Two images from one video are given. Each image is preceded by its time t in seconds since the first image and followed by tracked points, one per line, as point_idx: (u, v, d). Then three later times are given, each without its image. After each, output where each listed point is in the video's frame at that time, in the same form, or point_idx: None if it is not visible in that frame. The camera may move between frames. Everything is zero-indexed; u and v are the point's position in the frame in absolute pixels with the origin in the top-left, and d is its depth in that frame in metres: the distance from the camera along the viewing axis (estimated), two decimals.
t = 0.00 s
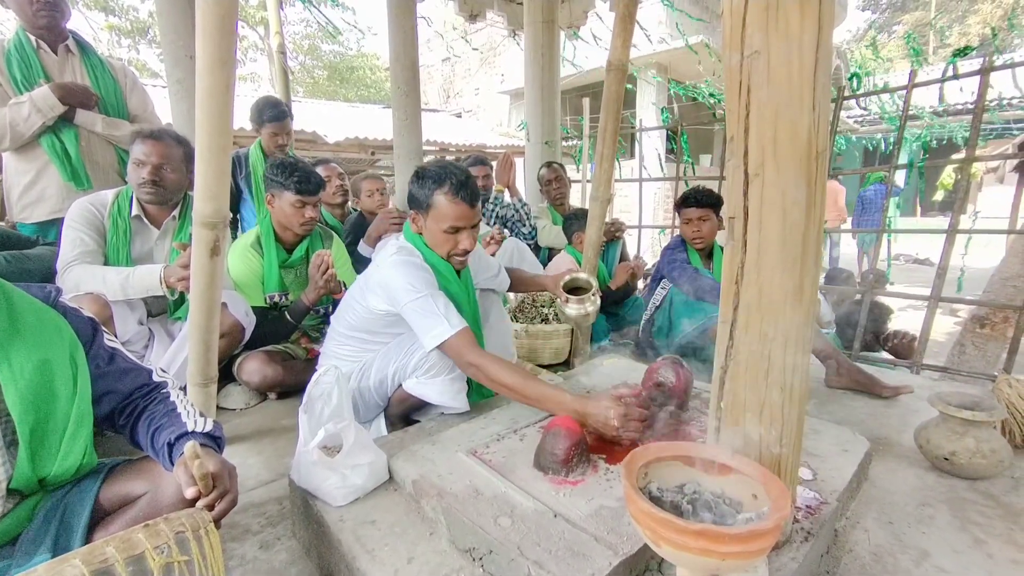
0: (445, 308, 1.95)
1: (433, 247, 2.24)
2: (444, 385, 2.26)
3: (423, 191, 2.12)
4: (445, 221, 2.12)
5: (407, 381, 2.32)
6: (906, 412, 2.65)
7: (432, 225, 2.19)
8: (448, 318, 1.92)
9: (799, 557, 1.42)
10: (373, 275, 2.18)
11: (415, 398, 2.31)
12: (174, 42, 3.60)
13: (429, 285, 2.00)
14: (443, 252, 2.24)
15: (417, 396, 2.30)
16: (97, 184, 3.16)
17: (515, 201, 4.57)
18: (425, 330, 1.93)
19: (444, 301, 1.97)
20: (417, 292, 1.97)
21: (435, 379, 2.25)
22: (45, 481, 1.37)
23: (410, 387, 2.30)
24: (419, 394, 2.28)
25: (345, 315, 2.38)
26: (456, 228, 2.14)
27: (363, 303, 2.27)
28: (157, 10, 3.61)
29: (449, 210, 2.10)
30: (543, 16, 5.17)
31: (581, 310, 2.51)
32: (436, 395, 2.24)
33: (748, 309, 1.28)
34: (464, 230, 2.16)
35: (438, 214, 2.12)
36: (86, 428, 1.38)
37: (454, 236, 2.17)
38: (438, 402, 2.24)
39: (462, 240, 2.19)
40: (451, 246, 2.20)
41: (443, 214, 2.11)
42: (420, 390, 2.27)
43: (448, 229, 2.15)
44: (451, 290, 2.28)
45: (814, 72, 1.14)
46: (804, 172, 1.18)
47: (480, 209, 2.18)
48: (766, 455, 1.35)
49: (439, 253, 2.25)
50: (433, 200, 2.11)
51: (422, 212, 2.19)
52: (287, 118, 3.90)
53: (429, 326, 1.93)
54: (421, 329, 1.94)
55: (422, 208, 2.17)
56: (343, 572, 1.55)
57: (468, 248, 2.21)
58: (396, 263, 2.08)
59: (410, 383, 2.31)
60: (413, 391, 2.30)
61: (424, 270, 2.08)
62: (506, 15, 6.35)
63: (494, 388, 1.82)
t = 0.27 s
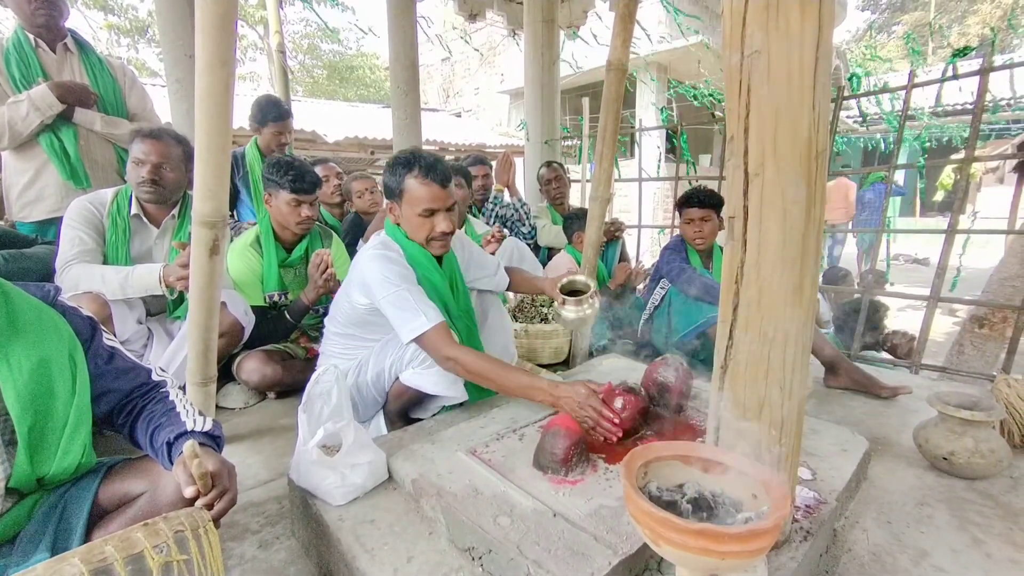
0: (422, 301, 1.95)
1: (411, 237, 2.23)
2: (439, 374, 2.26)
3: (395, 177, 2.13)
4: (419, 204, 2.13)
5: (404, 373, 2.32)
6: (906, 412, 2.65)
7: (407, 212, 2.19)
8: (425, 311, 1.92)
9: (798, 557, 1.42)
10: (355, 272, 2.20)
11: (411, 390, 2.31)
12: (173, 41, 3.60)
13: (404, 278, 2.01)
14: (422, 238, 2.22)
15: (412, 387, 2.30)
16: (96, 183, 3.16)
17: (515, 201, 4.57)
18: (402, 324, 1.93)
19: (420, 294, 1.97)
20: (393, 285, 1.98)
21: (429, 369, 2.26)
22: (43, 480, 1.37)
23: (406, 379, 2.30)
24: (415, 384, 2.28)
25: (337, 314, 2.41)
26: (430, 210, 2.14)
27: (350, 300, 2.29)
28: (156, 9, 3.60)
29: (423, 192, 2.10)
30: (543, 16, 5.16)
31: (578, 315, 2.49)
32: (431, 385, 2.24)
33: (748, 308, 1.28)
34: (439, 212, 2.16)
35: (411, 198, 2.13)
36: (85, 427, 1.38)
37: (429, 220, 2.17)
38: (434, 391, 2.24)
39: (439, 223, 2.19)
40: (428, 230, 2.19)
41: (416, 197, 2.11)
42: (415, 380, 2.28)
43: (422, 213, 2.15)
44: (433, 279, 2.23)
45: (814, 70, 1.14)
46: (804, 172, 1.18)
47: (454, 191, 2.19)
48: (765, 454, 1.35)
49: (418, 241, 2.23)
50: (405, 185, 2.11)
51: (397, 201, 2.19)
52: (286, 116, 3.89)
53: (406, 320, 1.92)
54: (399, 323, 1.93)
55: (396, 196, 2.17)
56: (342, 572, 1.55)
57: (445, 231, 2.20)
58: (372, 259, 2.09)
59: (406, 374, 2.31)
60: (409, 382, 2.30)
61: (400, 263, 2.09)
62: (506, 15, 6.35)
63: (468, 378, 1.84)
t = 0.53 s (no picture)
0: (379, 299, 2.01)
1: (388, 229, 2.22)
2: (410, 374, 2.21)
3: (368, 170, 2.14)
4: (391, 192, 2.12)
5: (378, 373, 2.31)
6: (905, 413, 2.65)
7: (382, 204, 2.18)
8: (382, 310, 1.98)
9: (797, 558, 1.42)
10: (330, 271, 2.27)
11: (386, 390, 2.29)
12: (173, 42, 3.60)
13: (365, 276, 2.08)
14: (399, 227, 2.19)
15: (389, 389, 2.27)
16: (95, 184, 3.15)
17: (514, 202, 4.58)
18: (361, 322, 2.00)
19: (378, 293, 2.03)
20: (352, 284, 2.05)
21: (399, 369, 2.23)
22: (42, 481, 1.37)
23: (381, 380, 2.28)
24: (387, 385, 2.26)
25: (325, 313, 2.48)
26: (404, 197, 2.13)
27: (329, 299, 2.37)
28: (155, 10, 3.60)
29: (395, 178, 2.09)
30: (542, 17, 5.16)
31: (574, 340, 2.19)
32: (400, 385, 2.21)
33: (747, 309, 1.28)
34: (413, 199, 2.15)
35: (383, 187, 2.12)
36: (83, 428, 1.38)
37: (404, 208, 2.15)
38: (404, 392, 2.20)
39: (414, 211, 2.16)
40: (404, 219, 2.17)
41: (387, 186, 2.10)
42: (388, 381, 2.25)
43: (396, 202, 2.13)
44: (408, 275, 2.21)
45: (813, 71, 1.14)
46: (802, 172, 1.18)
47: (427, 179, 2.17)
48: (764, 455, 1.35)
49: (394, 234, 2.22)
50: (378, 174, 2.11)
51: (371, 193, 2.19)
52: (285, 117, 3.89)
53: (363, 318, 2.00)
54: (358, 321, 2.01)
55: (371, 187, 2.17)
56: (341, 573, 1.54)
57: (422, 218, 2.17)
58: (339, 259, 2.17)
59: (380, 375, 2.30)
60: (383, 383, 2.28)
61: (365, 263, 2.15)
62: (505, 16, 6.36)
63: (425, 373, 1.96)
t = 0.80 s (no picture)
0: (371, 301, 1.97)
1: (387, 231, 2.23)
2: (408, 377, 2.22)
3: (369, 170, 2.14)
4: (391, 192, 2.11)
5: (375, 376, 2.31)
6: (905, 414, 2.65)
7: (382, 204, 2.18)
8: (374, 313, 1.94)
9: (798, 559, 1.42)
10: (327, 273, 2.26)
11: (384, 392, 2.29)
12: (174, 43, 3.60)
13: (357, 278, 2.06)
14: (398, 228, 2.19)
15: (387, 391, 2.28)
16: (95, 185, 3.16)
17: (514, 203, 4.58)
18: (353, 324, 1.97)
19: (371, 295, 1.99)
20: (345, 286, 2.03)
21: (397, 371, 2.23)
22: (42, 482, 1.37)
23: (377, 381, 2.29)
24: (385, 387, 2.26)
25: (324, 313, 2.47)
26: (405, 198, 2.12)
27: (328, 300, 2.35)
28: (156, 11, 3.61)
29: (395, 179, 2.09)
30: (542, 17, 5.16)
31: (577, 365, 1.78)
32: (398, 387, 2.21)
33: (747, 309, 1.28)
34: (414, 200, 2.14)
35: (385, 187, 2.11)
36: (84, 429, 1.38)
37: (405, 209, 2.14)
38: (401, 394, 2.21)
39: (414, 213, 2.16)
40: (404, 220, 2.16)
41: (387, 186, 2.10)
42: (386, 382, 2.26)
43: (397, 202, 2.13)
44: (404, 277, 2.22)
45: (812, 70, 1.14)
46: (802, 173, 1.18)
47: (429, 181, 2.18)
48: (765, 456, 1.35)
49: (391, 236, 2.23)
50: (379, 174, 2.11)
51: (371, 193, 2.19)
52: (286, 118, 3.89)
53: (356, 320, 1.96)
54: (352, 324, 1.98)
55: (370, 186, 2.17)
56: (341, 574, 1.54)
57: (421, 220, 2.17)
58: (333, 261, 2.15)
59: (377, 377, 2.30)
60: (381, 385, 2.28)
61: (359, 266, 2.14)
62: (505, 17, 6.37)
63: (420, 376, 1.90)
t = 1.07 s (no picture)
0: (374, 307, 1.95)
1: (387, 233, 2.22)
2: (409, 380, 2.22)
3: (370, 170, 2.14)
4: (392, 192, 2.11)
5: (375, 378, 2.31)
6: (904, 415, 2.65)
7: (382, 205, 2.17)
8: (376, 318, 1.92)
9: (797, 560, 1.42)
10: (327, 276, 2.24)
11: (384, 396, 2.29)
12: (174, 43, 3.60)
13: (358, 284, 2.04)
14: (398, 230, 2.19)
15: (387, 394, 2.28)
16: (94, 185, 3.16)
17: (514, 203, 4.59)
18: (357, 331, 1.95)
19: (373, 300, 1.97)
20: (346, 292, 2.01)
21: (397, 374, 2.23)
22: (41, 482, 1.36)
23: (377, 384, 2.29)
24: (385, 390, 2.26)
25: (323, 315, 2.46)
26: (406, 198, 2.12)
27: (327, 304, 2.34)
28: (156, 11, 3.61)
29: (397, 179, 2.10)
30: (542, 18, 5.16)
31: (602, 351, 1.91)
32: (399, 391, 2.22)
33: (746, 310, 1.29)
34: (415, 201, 2.15)
35: (385, 188, 2.12)
36: (83, 429, 1.38)
37: (405, 209, 2.14)
38: (402, 397, 2.21)
39: (414, 213, 2.16)
40: (403, 221, 2.16)
41: (388, 186, 2.11)
42: (386, 385, 2.26)
43: (398, 203, 2.13)
44: (402, 279, 2.21)
45: (812, 70, 1.14)
46: (802, 175, 1.18)
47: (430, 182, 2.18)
48: (764, 458, 1.35)
49: (390, 239, 2.23)
50: (379, 175, 2.11)
51: (371, 194, 2.18)
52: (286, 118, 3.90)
53: (360, 326, 1.94)
54: (354, 330, 1.96)
55: (371, 187, 2.17)
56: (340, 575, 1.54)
57: (421, 222, 2.17)
58: (333, 266, 2.13)
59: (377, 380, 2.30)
60: (381, 388, 2.28)
61: (360, 272, 2.12)
62: (505, 18, 6.37)
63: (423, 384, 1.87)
